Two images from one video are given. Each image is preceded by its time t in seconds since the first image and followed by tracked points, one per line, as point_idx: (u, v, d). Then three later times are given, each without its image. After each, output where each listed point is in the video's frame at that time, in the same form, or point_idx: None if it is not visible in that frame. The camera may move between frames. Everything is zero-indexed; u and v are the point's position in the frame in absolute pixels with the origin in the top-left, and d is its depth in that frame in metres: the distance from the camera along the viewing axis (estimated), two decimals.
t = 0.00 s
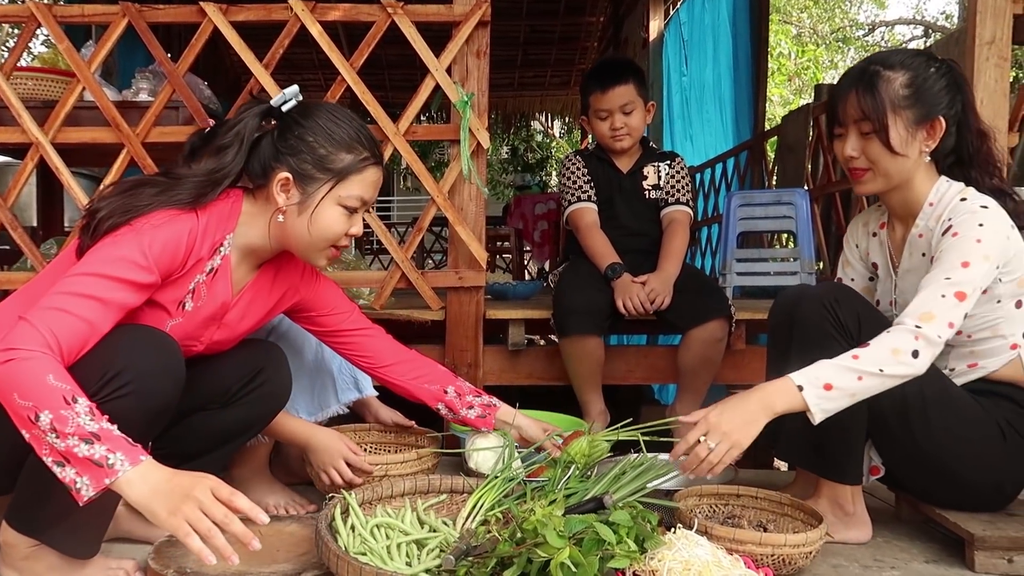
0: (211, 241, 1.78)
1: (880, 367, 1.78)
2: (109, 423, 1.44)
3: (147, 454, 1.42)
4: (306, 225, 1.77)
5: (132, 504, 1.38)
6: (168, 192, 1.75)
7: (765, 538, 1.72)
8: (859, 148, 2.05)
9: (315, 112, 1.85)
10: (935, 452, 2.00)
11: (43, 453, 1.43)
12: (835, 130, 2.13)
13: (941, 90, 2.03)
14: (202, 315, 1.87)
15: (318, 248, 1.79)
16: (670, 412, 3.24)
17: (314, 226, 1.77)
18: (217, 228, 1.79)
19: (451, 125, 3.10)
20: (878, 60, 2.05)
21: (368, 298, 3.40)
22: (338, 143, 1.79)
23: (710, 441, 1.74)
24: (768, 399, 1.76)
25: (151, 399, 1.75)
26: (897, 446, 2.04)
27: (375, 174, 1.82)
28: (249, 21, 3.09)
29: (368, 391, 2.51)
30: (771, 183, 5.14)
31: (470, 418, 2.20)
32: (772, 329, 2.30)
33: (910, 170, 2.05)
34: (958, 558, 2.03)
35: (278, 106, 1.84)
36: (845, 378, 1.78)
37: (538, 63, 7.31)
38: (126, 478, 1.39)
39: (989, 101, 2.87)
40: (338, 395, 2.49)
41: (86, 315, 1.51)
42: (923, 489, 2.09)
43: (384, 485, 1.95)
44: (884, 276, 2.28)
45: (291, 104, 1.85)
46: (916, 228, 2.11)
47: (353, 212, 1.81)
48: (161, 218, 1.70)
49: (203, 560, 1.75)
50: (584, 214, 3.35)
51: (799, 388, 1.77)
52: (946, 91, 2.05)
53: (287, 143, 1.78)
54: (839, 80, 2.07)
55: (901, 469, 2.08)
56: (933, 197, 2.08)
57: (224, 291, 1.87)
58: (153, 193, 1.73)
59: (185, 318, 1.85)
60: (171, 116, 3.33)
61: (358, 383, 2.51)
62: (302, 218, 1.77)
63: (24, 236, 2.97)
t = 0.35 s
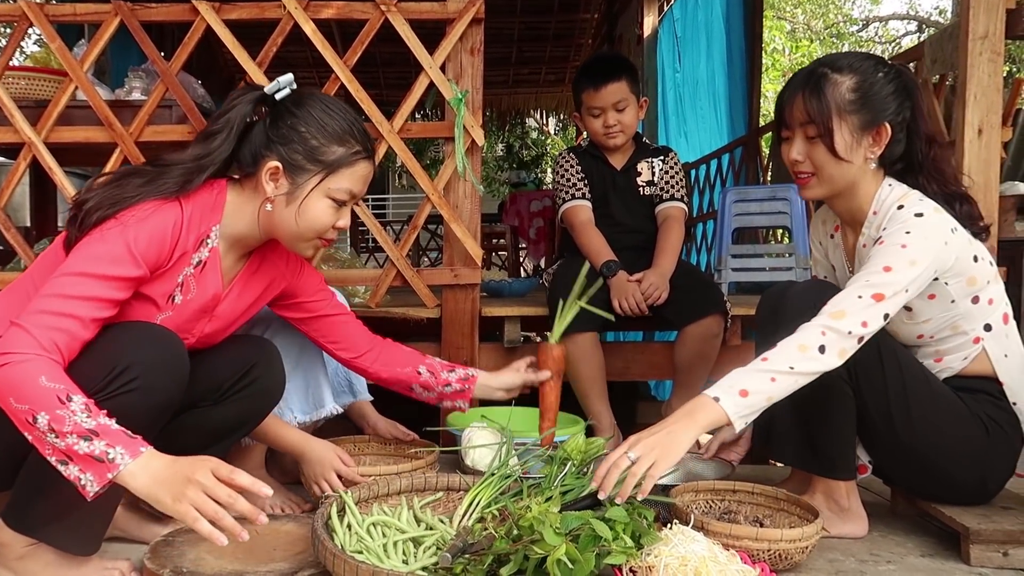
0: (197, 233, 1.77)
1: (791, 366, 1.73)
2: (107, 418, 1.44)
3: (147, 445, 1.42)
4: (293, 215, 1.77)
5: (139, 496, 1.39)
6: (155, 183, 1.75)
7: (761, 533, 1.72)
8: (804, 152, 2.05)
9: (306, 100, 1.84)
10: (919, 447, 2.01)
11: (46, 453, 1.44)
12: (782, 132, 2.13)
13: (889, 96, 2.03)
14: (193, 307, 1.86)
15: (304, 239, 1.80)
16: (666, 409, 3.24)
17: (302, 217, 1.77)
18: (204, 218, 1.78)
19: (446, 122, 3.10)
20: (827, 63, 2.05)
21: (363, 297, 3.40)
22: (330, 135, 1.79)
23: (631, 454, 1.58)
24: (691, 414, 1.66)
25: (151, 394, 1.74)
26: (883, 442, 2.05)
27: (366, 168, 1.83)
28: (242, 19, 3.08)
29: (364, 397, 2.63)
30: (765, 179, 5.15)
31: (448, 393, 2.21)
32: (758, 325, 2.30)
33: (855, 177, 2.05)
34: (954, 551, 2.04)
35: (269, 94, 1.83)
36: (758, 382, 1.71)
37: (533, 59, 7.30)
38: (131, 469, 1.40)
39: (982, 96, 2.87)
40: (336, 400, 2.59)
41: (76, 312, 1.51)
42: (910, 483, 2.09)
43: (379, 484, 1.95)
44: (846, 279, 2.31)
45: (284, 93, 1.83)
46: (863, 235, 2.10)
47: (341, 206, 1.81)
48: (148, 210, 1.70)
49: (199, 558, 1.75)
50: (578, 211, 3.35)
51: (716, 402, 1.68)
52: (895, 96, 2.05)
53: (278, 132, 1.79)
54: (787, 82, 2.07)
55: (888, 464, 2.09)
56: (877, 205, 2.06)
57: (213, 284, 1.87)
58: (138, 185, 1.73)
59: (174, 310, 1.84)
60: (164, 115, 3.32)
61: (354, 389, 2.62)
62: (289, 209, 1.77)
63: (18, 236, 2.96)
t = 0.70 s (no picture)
0: (147, 199, 1.72)
1: (784, 359, 1.73)
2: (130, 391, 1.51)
3: (179, 404, 1.51)
4: (233, 162, 1.68)
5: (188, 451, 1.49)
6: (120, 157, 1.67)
7: (759, 521, 1.73)
8: (795, 142, 2.03)
9: (240, 40, 1.75)
10: (916, 435, 2.01)
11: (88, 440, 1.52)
12: (774, 121, 2.11)
13: (882, 86, 2.01)
14: (164, 273, 1.82)
15: (250, 185, 1.71)
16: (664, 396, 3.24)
17: (243, 161, 1.68)
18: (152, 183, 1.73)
19: (444, 108, 3.07)
20: (819, 51, 2.02)
21: (361, 284, 3.39)
22: (265, 75, 1.70)
23: (614, 432, 1.64)
24: (678, 398, 1.69)
25: (166, 374, 1.75)
26: (879, 430, 2.05)
27: (306, 108, 1.73)
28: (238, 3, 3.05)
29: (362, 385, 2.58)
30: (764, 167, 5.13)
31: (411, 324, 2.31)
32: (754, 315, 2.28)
33: (846, 167, 2.03)
34: (951, 539, 2.05)
35: (200, 37, 1.75)
36: (750, 373, 1.72)
37: (531, 45, 7.26)
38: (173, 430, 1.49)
39: (983, 83, 2.85)
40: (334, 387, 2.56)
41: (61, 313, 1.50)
42: (906, 471, 2.10)
43: (377, 471, 1.95)
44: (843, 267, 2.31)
45: (215, 35, 1.76)
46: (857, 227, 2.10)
47: (284, 148, 1.72)
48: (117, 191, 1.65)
49: (198, 545, 1.74)
50: (577, 198, 3.34)
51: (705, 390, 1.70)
52: (889, 86, 2.02)
53: (211, 76, 1.69)
54: (780, 70, 2.05)
55: (885, 452, 2.09)
56: (871, 194, 2.05)
57: (178, 250, 1.83)
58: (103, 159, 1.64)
59: (146, 280, 1.79)
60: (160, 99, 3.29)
61: (352, 376, 2.57)
62: (229, 153, 1.68)
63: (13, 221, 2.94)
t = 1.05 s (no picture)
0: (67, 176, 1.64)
1: (829, 308, 1.78)
2: (48, 392, 1.47)
3: (94, 409, 1.48)
4: (138, 126, 1.61)
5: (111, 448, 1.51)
6: (109, 164, 1.61)
7: (755, 526, 1.73)
8: (846, 134, 2.05)
9: (147, 2, 1.69)
10: (928, 439, 2.02)
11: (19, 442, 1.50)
12: (822, 114, 2.13)
13: (933, 81, 2.03)
14: (104, 254, 1.75)
15: (160, 152, 1.64)
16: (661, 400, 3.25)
17: (149, 126, 1.61)
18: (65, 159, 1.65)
19: (443, 110, 3.08)
20: (871, 46, 2.04)
21: (360, 285, 3.40)
22: (169, 35, 1.64)
23: (655, 380, 1.68)
24: (720, 333, 1.75)
25: (140, 356, 1.74)
26: (890, 435, 2.05)
27: (214, 69, 1.66)
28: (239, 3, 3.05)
29: (361, 386, 2.55)
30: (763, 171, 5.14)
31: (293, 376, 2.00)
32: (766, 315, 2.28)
33: (896, 161, 2.05)
34: (945, 545, 2.06)
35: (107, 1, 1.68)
36: (793, 316, 1.78)
37: (530, 47, 7.26)
38: (96, 430, 1.48)
39: (982, 89, 2.86)
40: (331, 386, 2.55)
41: None
42: (911, 475, 2.10)
43: (375, 473, 1.95)
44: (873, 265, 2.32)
45: None
46: (899, 223, 2.13)
47: (193, 112, 1.64)
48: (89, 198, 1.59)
49: (196, 545, 1.75)
50: (574, 200, 3.34)
51: (749, 326, 1.75)
52: (938, 82, 2.05)
53: (114, 38, 1.62)
54: (832, 63, 2.07)
55: (894, 457, 2.09)
56: (920, 186, 2.07)
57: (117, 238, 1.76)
58: (87, 162, 1.58)
59: (87, 262, 1.72)
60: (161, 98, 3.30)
61: (351, 375, 2.55)
62: (134, 118, 1.61)
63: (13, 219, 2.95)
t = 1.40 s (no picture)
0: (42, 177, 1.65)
1: (884, 263, 1.86)
2: (51, 428, 1.45)
3: (91, 456, 1.45)
4: (107, 122, 1.63)
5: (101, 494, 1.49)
6: (68, 150, 1.63)
7: (769, 535, 1.73)
8: (900, 141, 2.05)
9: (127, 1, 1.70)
10: (954, 444, 2.01)
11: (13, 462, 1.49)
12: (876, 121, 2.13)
13: (984, 89, 2.04)
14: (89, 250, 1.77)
15: (130, 149, 1.65)
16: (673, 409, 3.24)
17: (117, 123, 1.62)
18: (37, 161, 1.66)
19: (459, 119, 3.11)
20: (924, 56, 2.05)
21: (375, 292, 3.42)
22: (142, 34, 1.64)
23: (712, 305, 1.81)
24: (776, 274, 1.85)
25: (143, 353, 1.75)
26: (916, 438, 2.04)
27: (186, 70, 1.65)
28: (259, 13, 3.10)
29: (376, 392, 2.56)
30: (778, 181, 5.14)
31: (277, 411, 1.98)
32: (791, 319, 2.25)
33: (950, 166, 2.05)
34: (960, 557, 2.05)
35: None
36: (849, 263, 1.86)
37: (544, 57, 7.30)
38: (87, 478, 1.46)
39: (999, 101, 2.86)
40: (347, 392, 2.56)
41: None
42: (933, 482, 2.09)
43: (391, 478, 1.96)
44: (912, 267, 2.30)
45: None
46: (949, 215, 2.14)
47: (163, 112, 1.64)
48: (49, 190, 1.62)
49: (212, 548, 1.77)
50: (589, 209, 3.35)
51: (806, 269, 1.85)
52: (989, 90, 2.05)
53: (89, 33, 1.64)
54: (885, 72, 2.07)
55: (917, 461, 2.08)
56: (975, 187, 2.08)
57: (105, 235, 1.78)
58: (47, 150, 1.61)
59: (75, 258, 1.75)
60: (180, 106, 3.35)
61: (366, 382, 2.56)
62: (104, 114, 1.63)
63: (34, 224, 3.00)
